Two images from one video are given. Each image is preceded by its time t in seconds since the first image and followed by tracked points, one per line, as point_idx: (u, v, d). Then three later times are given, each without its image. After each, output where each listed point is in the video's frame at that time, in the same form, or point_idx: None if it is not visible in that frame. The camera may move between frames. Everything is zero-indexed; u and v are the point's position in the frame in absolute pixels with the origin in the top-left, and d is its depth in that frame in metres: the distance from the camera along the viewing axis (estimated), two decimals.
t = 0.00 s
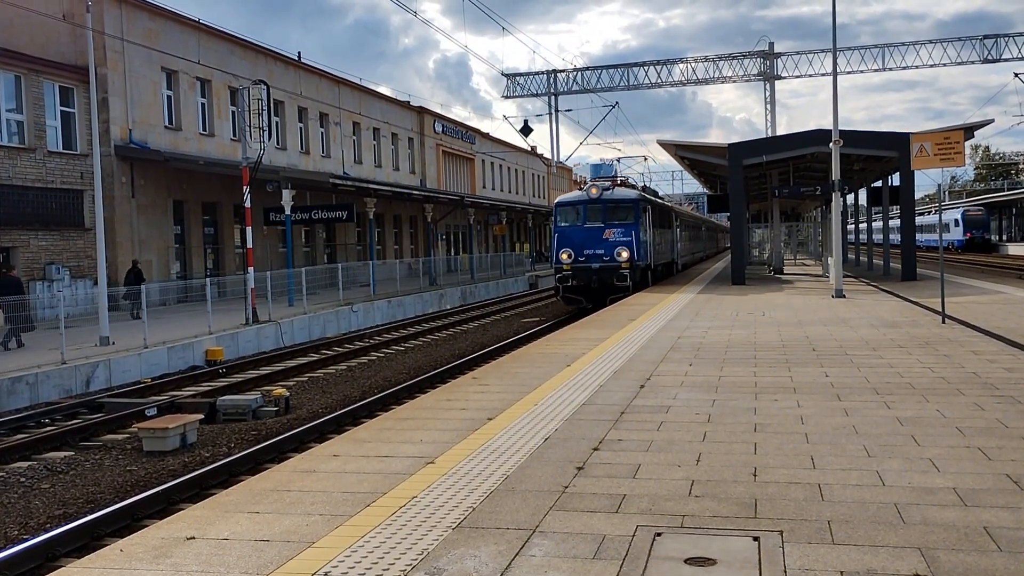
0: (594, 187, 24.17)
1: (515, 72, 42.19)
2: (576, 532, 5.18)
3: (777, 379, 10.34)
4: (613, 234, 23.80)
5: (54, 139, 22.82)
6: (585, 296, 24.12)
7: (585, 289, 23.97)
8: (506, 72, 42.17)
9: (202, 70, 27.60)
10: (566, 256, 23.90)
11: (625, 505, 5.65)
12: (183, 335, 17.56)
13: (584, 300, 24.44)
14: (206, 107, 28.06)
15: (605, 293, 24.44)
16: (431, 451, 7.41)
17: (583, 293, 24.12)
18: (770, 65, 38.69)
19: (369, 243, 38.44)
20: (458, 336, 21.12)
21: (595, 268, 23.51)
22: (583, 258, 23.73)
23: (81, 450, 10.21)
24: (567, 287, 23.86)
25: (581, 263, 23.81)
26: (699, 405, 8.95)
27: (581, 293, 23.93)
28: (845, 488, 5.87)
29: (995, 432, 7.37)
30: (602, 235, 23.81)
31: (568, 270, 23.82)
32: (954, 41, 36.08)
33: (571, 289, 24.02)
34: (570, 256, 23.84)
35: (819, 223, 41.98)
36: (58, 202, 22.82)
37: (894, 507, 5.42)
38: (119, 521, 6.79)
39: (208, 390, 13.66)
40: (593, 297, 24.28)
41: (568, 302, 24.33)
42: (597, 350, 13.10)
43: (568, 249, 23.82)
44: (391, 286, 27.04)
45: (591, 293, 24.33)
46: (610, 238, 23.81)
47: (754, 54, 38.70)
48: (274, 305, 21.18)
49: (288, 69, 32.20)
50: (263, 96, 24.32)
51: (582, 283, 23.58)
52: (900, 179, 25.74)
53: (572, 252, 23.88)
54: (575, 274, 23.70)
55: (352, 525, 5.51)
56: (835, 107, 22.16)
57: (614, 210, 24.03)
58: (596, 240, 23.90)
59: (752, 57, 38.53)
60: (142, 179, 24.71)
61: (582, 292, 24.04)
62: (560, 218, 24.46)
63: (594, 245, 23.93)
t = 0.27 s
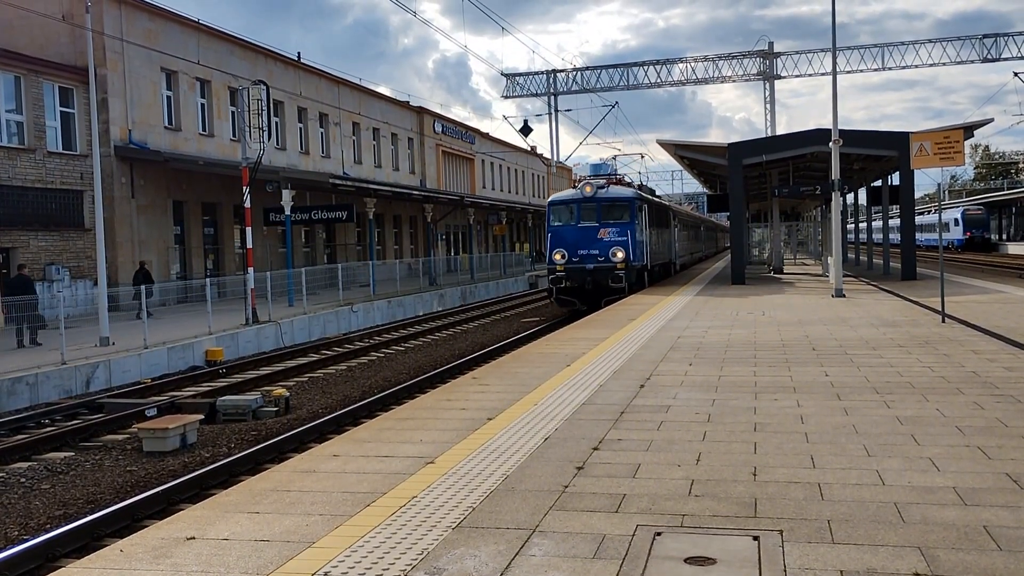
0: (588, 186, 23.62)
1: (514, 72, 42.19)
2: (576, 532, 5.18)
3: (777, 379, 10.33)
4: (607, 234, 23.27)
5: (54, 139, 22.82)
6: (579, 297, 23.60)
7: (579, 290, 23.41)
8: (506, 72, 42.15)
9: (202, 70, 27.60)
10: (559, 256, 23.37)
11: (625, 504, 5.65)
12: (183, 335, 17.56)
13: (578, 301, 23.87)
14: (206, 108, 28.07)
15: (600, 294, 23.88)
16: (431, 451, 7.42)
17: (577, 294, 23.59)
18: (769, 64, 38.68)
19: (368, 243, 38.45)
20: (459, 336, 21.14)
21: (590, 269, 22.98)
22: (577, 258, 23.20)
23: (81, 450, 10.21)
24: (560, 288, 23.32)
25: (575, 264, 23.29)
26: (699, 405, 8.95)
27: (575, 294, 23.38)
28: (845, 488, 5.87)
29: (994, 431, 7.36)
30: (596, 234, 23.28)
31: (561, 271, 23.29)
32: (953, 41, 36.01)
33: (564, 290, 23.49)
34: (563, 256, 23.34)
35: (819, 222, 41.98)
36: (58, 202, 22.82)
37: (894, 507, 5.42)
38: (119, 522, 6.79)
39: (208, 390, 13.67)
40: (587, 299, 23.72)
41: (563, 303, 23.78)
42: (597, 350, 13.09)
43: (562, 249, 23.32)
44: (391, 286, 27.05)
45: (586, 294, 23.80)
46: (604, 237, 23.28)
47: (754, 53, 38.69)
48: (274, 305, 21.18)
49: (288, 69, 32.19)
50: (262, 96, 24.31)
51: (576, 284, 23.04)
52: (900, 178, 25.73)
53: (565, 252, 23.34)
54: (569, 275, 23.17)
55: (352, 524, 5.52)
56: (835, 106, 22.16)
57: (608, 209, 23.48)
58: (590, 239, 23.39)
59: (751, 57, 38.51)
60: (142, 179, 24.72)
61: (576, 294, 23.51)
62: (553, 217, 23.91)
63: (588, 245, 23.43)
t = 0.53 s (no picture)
0: (582, 183, 22.76)
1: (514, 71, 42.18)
2: (576, 531, 5.18)
3: (776, 379, 10.32)
4: (602, 234, 22.40)
5: (53, 139, 22.81)
6: (572, 300, 22.70)
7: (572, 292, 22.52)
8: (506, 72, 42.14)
9: (202, 70, 27.60)
10: (552, 257, 22.46)
11: (625, 504, 5.65)
12: (183, 335, 17.56)
13: (572, 304, 22.96)
14: (206, 108, 28.06)
15: (594, 298, 22.98)
16: (432, 450, 7.42)
17: (571, 296, 22.70)
18: (769, 64, 38.67)
19: (368, 243, 38.44)
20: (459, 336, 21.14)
21: (584, 270, 22.08)
22: (571, 259, 22.29)
23: (81, 450, 10.21)
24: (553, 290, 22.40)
25: (568, 265, 22.38)
26: (699, 404, 8.94)
27: (568, 296, 22.49)
28: (845, 487, 5.87)
29: (994, 431, 7.35)
30: (591, 234, 22.40)
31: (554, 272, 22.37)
32: (954, 41, 35.60)
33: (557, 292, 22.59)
34: (556, 256, 22.43)
35: (819, 222, 41.96)
36: (58, 202, 22.81)
37: (894, 506, 5.42)
38: (120, 521, 6.80)
39: (208, 390, 13.68)
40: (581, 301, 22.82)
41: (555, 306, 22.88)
42: (597, 350, 13.07)
43: (555, 249, 22.39)
44: (390, 286, 27.03)
45: (579, 296, 22.90)
46: (599, 238, 22.40)
47: (754, 53, 38.67)
48: (273, 305, 21.17)
49: (288, 69, 32.17)
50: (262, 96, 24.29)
51: (569, 286, 22.14)
52: (900, 177, 25.72)
53: (558, 253, 22.41)
54: (562, 277, 22.26)
55: (353, 525, 5.51)
56: (835, 106, 22.16)
57: (603, 207, 22.64)
58: (584, 240, 22.50)
59: (751, 57, 38.50)
60: (142, 179, 24.72)
61: (569, 296, 22.63)
62: (545, 216, 22.98)
63: (582, 245, 22.53)
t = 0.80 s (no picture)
0: (575, 182, 22.54)
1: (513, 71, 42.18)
2: (576, 531, 5.18)
3: (776, 379, 10.31)
4: (596, 234, 22.14)
5: (53, 138, 22.81)
6: (566, 301, 22.42)
7: (565, 294, 22.18)
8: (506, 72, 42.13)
9: (202, 70, 27.60)
10: (544, 257, 22.21)
11: (625, 504, 5.65)
12: (183, 335, 17.56)
13: (565, 306, 22.60)
14: (205, 107, 28.06)
15: (589, 300, 22.63)
16: (431, 450, 7.41)
17: (564, 298, 22.42)
18: (769, 64, 38.68)
19: (368, 243, 38.45)
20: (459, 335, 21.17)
21: (577, 271, 21.81)
22: (563, 260, 22.02)
23: (81, 450, 10.20)
24: (545, 292, 22.09)
25: (561, 265, 22.11)
26: (699, 404, 8.94)
27: (561, 298, 22.16)
28: (845, 487, 5.87)
29: (994, 431, 7.35)
30: (584, 234, 22.16)
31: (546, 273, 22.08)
32: (953, 41, 35.50)
33: (550, 294, 22.27)
34: (549, 257, 22.18)
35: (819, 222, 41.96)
36: (58, 202, 22.81)
37: (894, 506, 5.42)
38: (119, 521, 6.80)
39: (208, 390, 13.69)
40: (574, 303, 22.48)
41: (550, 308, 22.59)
42: (597, 349, 13.07)
43: (547, 249, 22.15)
44: (390, 286, 27.04)
45: (573, 298, 22.62)
46: (592, 237, 22.14)
47: (754, 53, 38.66)
48: (274, 304, 21.18)
49: (288, 69, 32.18)
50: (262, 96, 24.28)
51: (562, 287, 21.81)
52: (900, 177, 25.72)
53: (550, 253, 22.15)
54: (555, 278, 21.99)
55: (353, 524, 5.51)
56: (835, 106, 22.15)
57: (596, 206, 22.42)
58: (578, 240, 22.24)
59: (751, 56, 38.50)
60: (142, 179, 24.72)
61: (563, 298, 22.31)
62: (538, 215, 22.79)
63: (575, 246, 22.27)
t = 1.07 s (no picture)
0: (569, 179, 21.75)
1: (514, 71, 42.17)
2: (576, 531, 5.18)
3: (776, 379, 10.31)
4: (590, 234, 21.37)
5: (54, 138, 22.81)
6: (558, 304, 21.65)
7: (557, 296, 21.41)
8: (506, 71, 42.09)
9: (202, 70, 27.59)
10: (536, 258, 21.42)
11: (625, 504, 5.65)
12: (184, 335, 17.57)
13: (558, 309, 21.84)
14: (206, 108, 28.05)
15: (582, 302, 21.86)
16: (431, 450, 7.41)
17: (557, 301, 21.65)
18: (769, 64, 38.63)
19: (369, 243, 38.45)
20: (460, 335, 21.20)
21: (570, 273, 21.03)
22: (556, 261, 21.25)
23: (81, 450, 10.21)
24: (537, 294, 21.34)
25: (553, 267, 21.31)
26: (699, 404, 8.94)
27: (553, 300, 21.40)
28: (845, 488, 5.86)
29: (995, 431, 7.34)
30: (578, 234, 21.38)
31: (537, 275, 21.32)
32: (953, 40, 34.02)
33: (542, 296, 21.52)
34: (541, 258, 21.37)
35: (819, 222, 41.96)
36: (58, 203, 22.82)
37: (894, 506, 5.41)
38: (120, 521, 6.80)
39: (209, 390, 13.69)
40: (567, 306, 21.71)
41: (541, 310, 21.79)
42: (597, 349, 13.06)
43: (539, 250, 21.34)
44: (391, 286, 27.04)
45: (566, 301, 21.83)
46: (586, 238, 21.37)
47: (754, 53, 38.61)
48: (274, 305, 21.18)
49: (288, 69, 32.18)
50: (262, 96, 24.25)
51: (555, 290, 21.06)
52: (900, 177, 25.69)
53: (542, 254, 21.38)
54: (547, 280, 21.19)
55: (353, 524, 5.52)
56: (835, 106, 22.13)
57: (590, 205, 21.65)
58: (571, 240, 21.46)
59: (751, 56, 38.45)
60: (143, 179, 24.72)
61: (555, 300, 21.55)
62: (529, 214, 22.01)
63: (568, 246, 21.49)
